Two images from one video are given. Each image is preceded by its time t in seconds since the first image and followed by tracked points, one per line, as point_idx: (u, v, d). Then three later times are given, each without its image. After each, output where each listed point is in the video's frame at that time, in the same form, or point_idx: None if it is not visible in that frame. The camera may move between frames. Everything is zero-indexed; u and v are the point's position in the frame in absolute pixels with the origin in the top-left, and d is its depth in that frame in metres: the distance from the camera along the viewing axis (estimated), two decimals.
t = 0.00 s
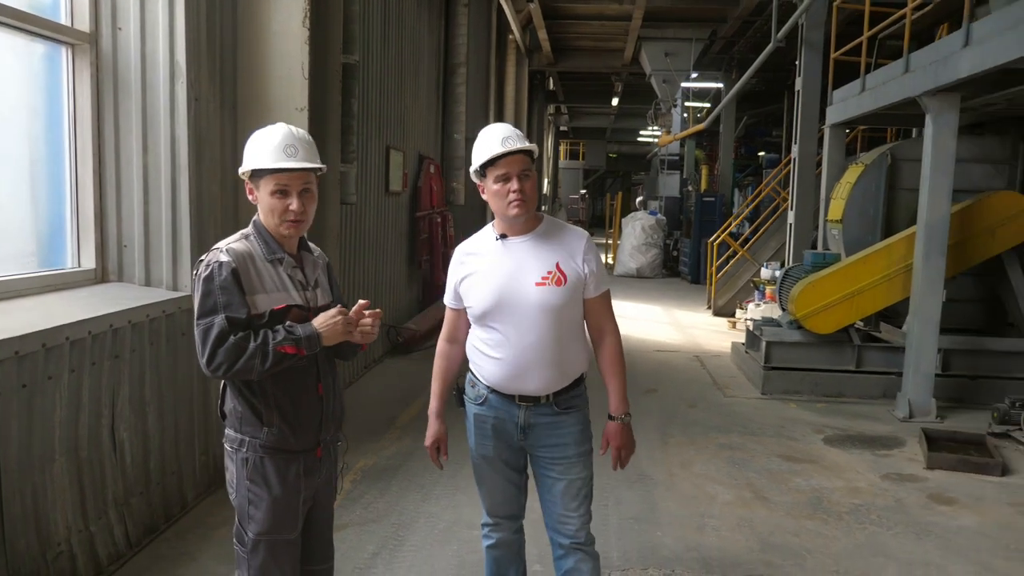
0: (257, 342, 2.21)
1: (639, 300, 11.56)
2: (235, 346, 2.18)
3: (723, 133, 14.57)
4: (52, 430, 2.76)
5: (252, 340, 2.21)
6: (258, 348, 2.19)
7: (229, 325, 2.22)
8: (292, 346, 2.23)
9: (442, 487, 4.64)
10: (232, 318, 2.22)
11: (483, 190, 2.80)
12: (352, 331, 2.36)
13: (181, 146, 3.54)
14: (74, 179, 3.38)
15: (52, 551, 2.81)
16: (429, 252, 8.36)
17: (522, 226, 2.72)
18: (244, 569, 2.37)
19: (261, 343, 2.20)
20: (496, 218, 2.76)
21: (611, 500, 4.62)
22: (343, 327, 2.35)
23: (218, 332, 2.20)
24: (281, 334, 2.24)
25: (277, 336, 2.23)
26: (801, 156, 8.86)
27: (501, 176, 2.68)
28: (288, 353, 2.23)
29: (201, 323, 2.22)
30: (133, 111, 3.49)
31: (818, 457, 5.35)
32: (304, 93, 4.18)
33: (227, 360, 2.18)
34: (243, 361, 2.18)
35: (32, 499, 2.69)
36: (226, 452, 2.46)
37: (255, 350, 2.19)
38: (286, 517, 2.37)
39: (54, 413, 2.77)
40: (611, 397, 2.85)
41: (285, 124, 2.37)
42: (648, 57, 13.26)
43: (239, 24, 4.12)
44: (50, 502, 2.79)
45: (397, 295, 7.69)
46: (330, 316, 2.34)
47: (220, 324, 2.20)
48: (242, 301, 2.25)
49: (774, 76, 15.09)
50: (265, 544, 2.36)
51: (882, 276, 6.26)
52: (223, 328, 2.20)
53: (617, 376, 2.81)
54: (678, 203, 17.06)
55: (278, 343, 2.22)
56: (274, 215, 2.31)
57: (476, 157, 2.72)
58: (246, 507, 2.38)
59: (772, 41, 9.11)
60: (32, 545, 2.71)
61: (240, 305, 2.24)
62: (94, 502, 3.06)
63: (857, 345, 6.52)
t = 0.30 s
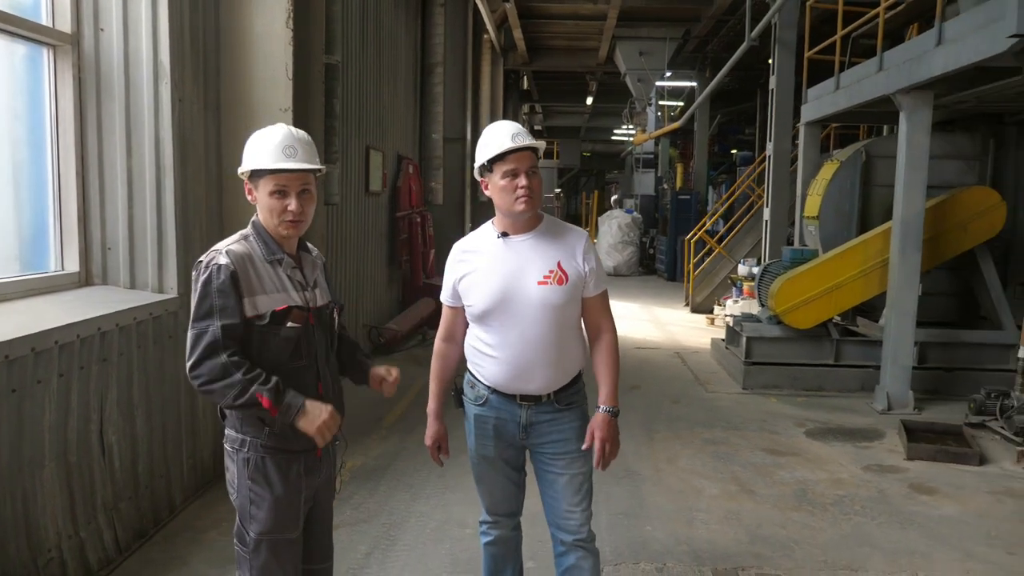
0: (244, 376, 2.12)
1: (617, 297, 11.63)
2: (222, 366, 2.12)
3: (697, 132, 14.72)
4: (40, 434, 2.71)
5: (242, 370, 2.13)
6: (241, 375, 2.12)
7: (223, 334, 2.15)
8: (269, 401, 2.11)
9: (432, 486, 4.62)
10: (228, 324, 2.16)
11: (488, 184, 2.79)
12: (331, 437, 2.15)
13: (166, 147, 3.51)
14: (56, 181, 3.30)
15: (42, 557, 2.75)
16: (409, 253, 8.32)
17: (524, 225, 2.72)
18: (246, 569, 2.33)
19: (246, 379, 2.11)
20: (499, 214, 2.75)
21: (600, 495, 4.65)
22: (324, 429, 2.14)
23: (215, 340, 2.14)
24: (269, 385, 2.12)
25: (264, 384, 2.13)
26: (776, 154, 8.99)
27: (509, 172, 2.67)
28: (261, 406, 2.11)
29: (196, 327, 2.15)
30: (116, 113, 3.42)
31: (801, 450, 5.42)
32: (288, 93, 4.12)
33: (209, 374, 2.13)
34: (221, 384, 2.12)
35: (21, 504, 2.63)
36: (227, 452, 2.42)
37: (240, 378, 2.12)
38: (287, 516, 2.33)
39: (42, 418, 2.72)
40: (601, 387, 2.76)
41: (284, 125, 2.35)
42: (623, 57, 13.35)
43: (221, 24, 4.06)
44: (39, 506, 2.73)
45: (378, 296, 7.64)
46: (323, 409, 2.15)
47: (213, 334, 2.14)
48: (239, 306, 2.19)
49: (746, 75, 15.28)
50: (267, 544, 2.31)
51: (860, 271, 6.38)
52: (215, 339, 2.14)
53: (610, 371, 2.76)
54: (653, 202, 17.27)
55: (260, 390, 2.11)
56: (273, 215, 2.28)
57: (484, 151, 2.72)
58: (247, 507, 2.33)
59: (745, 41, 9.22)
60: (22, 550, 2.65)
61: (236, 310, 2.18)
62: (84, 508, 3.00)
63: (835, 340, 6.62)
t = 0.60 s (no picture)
0: (206, 398, 2.09)
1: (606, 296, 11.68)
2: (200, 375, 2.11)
3: (684, 131, 14.82)
4: (40, 433, 2.69)
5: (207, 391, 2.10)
6: (197, 405, 2.07)
7: (219, 338, 2.12)
8: (191, 445, 2.08)
9: (429, 485, 4.62)
10: (220, 327, 2.12)
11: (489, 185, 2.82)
12: (211, 514, 2.11)
13: (162, 147, 3.48)
14: (52, 182, 3.27)
15: (42, 557, 2.73)
16: (399, 252, 8.31)
17: (524, 225, 2.73)
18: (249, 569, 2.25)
19: (201, 405, 2.08)
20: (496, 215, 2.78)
21: (596, 492, 4.67)
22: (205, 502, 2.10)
23: (203, 344, 2.12)
24: (200, 435, 2.07)
25: (211, 422, 2.09)
26: (763, 154, 9.07)
27: (498, 175, 2.69)
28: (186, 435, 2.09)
29: (192, 326, 2.13)
30: (112, 113, 3.39)
31: (793, 446, 5.47)
32: (283, 94, 4.11)
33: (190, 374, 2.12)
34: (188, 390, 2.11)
35: (20, 503, 2.62)
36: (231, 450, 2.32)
37: (202, 398, 2.10)
38: (290, 513, 2.26)
39: (41, 418, 2.70)
40: (605, 391, 2.83)
41: (296, 125, 2.36)
42: (610, 57, 13.40)
43: (216, 25, 4.04)
44: (39, 506, 2.71)
45: (369, 295, 7.63)
46: (214, 493, 2.08)
47: (211, 334, 2.11)
48: (235, 309, 2.14)
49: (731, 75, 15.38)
50: (269, 542, 2.24)
51: (848, 269, 6.46)
52: (215, 341, 2.11)
53: (611, 371, 2.81)
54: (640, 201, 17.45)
55: (196, 428, 2.09)
56: (285, 214, 2.28)
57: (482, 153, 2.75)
58: (250, 504, 2.25)
59: (733, 41, 9.30)
60: (22, 550, 2.63)
61: (240, 313, 2.16)
62: (82, 508, 2.97)
63: (824, 336, 6.72)
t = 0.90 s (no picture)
0: (228, 396, 2.09)
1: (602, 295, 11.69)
2: (217, 374, 2.11)
3: (679, 131, 14.86)
4: (46, 435, 2.67)
5: (228, 389, 2.10)
6: (221, 404, 2.08)
7: (233, 336, 2.12)
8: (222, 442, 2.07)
9: (431, 483, 4.61)
10: (234, 326, 2.12)
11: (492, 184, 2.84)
12: (253, 506, 2.10)
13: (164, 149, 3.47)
14: (53, 184, 3.25)
15: (49, 557, 2.72)
16: (396, 253, 8.30)
17: (523, 225, 2.73)
18: (258, 566, 2.24)
19: (224, 403, 2.08)
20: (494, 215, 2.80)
21: (597, 490, 4.67)
22: (244, 497, 2.10)
23: (218, 344, 2.11)
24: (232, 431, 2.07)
25: (236, 419, 2.09)
26: (758, 152, 9.10)
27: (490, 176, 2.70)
28: (216, 434, 2.09)
29: (205, 326, 2.13)
30: (114, 115, 3.39)
31: (791, 443, 5.49)
32: (283, 95, 4.08)
33: (205, 374, 2.12)
34: (208, 390, 2.11)
35: (28, 503, 2.60)
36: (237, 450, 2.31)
37: (224, 396, 2.10)
38: (297, 510, 2.24)
39: (47, 420, 2.68)
40: (607, 393, 2.81)
41: (300, 125, 2.35)
42: (604, 56, 13.42)
43: (216, 26, 4.03)
44: (46, 507, 2.70)
45: (366, 296, 7.62)
46: (252, 486, 2.08)
47: (224, 334, 2.11)
48: (245, 309, 2.14)
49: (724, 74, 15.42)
50: (277, 539, 2.23)
51: (845, 267, 6.50)
52: (227, 340, 2.11)
53: (613, 371, 2.80)
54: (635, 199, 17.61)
55: (224, 426, 2.08)
56: (289, 214, 2.28)
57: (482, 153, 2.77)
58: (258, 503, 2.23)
59: (727, 40, 9.33)
60: (29, 551, 2.62)
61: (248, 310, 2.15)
62: (87, 509, 2.96)
63: (822, 333, 6.78)
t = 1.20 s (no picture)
0: (245, 389, 2.13)
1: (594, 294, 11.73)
2: (227, 372, 2.13)
3: (670, 130, 14.92)
4: (37, 434, 2.67)
5: (245, 382, 2.13)
6: (241, 397, 2.11)
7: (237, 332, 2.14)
8: (253, 433, 2.11)
9: (423, 481, 4.62)
10: (236, 322, 2.14)
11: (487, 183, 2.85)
12: (294, 488, 2.16)
13: (154, 145, 3.46)
14: (43, 182, 3.25)
15: (40, 556, 2.72)
16: (388, 251, 8.29)
17: (517, 223, 2.74)
18: (255, 563, 2.25)
19: (244, 397, 2.12)
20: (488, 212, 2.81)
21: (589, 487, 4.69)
22: (286, 480, 2.15)
23: (224, 340, 2.13)
24: (262, 420, 2.12)
25: (258, 409, 2.12)
26: (748, 152, 9.15)
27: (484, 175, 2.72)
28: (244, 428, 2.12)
29: (206, 325, 2.14)
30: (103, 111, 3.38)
31: (781, 440, 5.52)
32: (274, 93, 4.07)
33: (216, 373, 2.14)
34: (223, 389, 2.13)
35: (19, 502, 2.60)
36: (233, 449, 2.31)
37: (241, 389, 2.13)
38: (295, 506, 2.24)
39: (39, 419, 2.68)
40: (593, 388, 2.80)
41: (289, 123, 2.36)
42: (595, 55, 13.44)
43: (207, 24, 4.03)
44: (37, 505, 2.69)
45: (358, 294, 7.62)
46: (292, 466, 2.14)
47: (228, 332, 2.13)
48: (243, 304, 2.15)
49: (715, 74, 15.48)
50: (274, 536, 2.23)
51: (834, 265, 6.55)
52: (229, 338, 2.14)
53: (601, 368, 2.80)
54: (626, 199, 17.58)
55: (251, 416, 2.12)
56: (280, 211, 2.28)
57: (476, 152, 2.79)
58: (254, 500, 2.24)
59: (717, 40, 9.37)
60: (21, 550, 2.61)
61: (246, 305, 2.16)
62: (79, 507, 2.95)
63: (811, 332, 6.81)
